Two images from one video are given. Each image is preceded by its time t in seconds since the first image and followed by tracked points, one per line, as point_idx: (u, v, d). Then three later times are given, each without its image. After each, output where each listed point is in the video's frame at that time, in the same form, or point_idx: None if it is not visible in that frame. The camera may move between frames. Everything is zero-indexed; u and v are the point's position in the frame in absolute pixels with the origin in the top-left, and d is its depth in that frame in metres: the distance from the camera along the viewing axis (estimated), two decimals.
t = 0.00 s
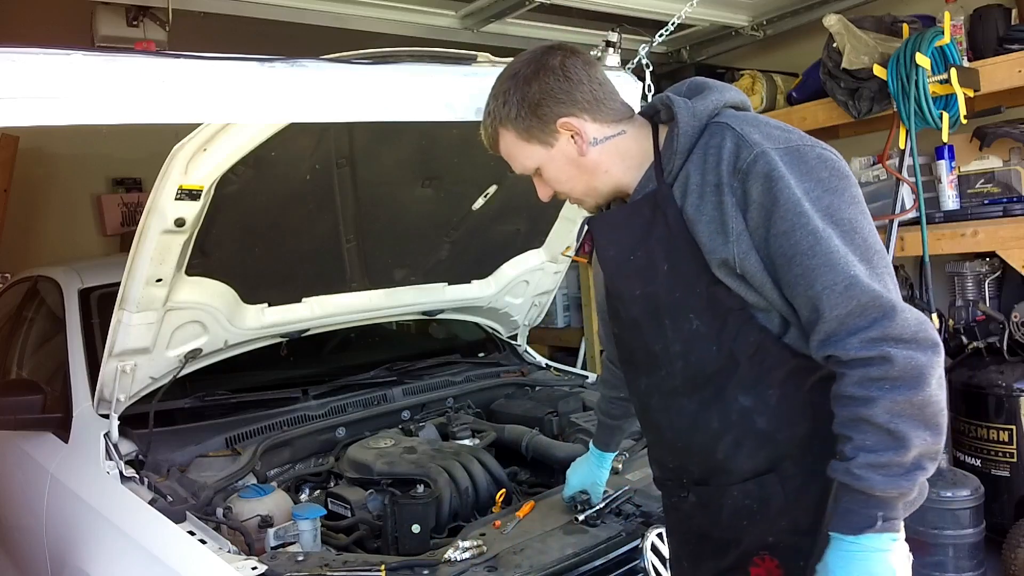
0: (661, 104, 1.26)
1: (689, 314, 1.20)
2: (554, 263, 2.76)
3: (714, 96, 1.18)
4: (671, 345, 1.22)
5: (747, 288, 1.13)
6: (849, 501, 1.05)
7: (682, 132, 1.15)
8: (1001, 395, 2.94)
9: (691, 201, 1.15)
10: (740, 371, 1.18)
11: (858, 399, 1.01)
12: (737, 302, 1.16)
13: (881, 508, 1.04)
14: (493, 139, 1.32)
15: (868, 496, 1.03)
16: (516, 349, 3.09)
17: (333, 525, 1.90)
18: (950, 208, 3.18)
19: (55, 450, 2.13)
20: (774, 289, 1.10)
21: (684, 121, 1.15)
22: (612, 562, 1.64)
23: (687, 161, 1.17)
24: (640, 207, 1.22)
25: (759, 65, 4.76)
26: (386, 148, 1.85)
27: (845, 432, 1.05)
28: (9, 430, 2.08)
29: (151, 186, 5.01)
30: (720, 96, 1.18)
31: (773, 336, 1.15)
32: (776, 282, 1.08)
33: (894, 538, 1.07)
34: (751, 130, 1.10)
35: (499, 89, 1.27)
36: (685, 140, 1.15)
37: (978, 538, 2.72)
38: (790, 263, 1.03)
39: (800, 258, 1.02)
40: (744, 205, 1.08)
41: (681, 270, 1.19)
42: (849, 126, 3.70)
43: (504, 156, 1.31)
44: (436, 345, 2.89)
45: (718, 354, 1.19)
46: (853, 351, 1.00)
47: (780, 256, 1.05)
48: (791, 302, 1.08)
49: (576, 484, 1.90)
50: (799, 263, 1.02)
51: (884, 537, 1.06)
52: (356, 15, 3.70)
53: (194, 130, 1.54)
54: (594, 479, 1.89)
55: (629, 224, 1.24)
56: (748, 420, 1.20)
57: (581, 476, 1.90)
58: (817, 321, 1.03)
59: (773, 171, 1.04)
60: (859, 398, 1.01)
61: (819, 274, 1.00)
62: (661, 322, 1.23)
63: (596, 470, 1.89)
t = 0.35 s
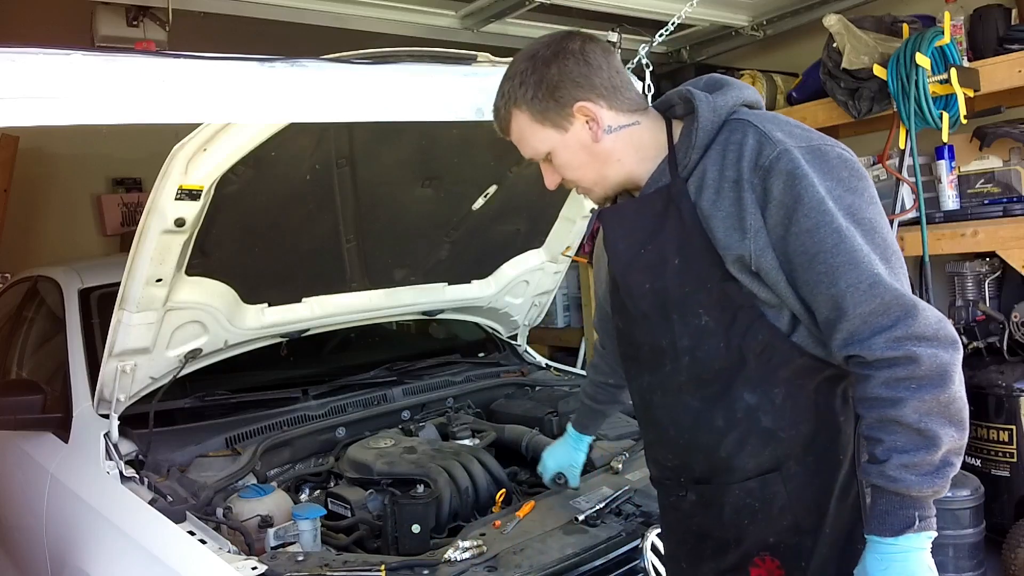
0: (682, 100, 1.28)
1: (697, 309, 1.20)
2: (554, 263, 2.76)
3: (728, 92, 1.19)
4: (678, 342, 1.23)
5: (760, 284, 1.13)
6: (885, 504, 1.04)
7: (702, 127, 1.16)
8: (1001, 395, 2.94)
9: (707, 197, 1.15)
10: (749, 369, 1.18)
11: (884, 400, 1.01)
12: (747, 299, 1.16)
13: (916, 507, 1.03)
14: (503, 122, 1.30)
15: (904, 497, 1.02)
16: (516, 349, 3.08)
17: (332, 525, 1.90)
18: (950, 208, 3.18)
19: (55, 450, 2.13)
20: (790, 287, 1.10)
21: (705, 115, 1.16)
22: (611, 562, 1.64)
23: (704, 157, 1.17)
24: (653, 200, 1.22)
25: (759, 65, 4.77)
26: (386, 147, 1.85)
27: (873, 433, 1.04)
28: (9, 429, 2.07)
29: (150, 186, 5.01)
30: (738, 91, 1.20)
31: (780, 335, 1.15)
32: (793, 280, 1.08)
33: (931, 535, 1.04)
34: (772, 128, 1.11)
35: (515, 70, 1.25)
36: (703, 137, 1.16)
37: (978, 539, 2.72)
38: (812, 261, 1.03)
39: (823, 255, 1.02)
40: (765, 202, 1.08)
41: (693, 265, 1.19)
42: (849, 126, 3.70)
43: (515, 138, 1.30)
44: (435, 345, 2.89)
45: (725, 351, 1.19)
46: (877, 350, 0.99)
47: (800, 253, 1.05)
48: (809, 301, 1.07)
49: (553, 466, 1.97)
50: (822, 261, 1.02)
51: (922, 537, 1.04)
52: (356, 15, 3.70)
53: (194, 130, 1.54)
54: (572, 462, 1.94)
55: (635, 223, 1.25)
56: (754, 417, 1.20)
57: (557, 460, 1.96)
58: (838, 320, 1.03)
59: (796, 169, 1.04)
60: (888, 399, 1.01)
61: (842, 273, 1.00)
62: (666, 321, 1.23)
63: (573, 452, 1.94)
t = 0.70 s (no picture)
0: (698, 90, 1.29)
1: (705, 299, 1.22)
2: (554, 263, 2.73)
3: (745, 88, 1.21)
4: (682, 332, 1.25)
5: (772, 277, 1.13)
6: (866, 494, 1.01)
7: (724, 114, 1.18)
8: (1001, 395, 2.94)
9: (724, 187, 1.17)
10: (750, 363, 1.19)
11: (877, 395, 1.00)
12: (756, 292, 1.17)
13: (898, 502, 1.00)
14: (555, 50, 1.20)
15: (886, 491, 1.00)
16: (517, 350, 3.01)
17: (333, 525, 1.90)
18: (949, 208, 3.18)
19: (55, 450, 2.13)
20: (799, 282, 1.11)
21: (727, 104, 1.18)
22: (612, 562, 1.65)
23: (722, 148, 1.19)
24: (667, 189, 1.26)
25: (759, 65, 4.76)
26: (387, 147, 1.85)
27: (861, 427, 1.02)
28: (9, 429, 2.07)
29: (151, 186, 5.01)
30: (756, 91, 1.22)
31: (785, 330, 1.16)
32: (801, 273, 1.09)
33: (908, 527, 1.02)
34: (793, 125, 1.13)
35: (564, 14, 1.24)
36: (724, 127, 1.19)
37: (978, 539, 2.72)
38: (821, 253, 1.04)
39: (833, 249, 1.03)
40: (781, 194, 1.10)
41: (703, 257, 1.21)
42: (849, 126, 3.71)
43: (566, 67, 1.19)
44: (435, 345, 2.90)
45: (731, 344, 1.21)
46: (876, 345, 0.99)
47: (810, 246, 1.06)
48: (815, 296, 1.08)
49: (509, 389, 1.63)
50: (832, 254, 1.03)
51: (901, 529, 1.02)
52: (356, 15, 3.70)
53: (194, 131, 1.54)
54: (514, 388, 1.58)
55: (648, 213, 1.29)
56: (756, 412, 1.20)
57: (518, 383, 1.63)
58: (841, 314, 1.04)
59: (813, 164, 1.06)
60: (881, 395, 1.00)
61: (851, 267, 1.01)
62: (673, 310, 1.26)
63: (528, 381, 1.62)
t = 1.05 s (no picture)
0: (706, 84, 1.31)
1: (728, 289, 1.22)
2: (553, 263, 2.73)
3: (756, 84, 1.25)
4: (702, 322, 1.24)
5: (796, 267, 1.19)
6: (930, 471, 1.02)
7: (744, 106, 1.22)
8: (1001, 395, 2.94)
9: (748, 176, 1.20)
10: (770, 355, 1.20)
11: (923, 374, 1.02)
12: (778, 282, 1.19)
13: (957, 476, 1.02)
14: (565, 36, 1.19)
15: (948, 466, 1.01)
16: (516, 349, 3.07)
17: (332, 525, 1.90)
18: (950, 208, 3.18)
19: (55, 449, 2.13)
20: (825, 269, 1.15)
21: (748, 96, 1.22)
22: (612, 562, 1.64)
23: (740, 139, 1.23)
24: (680, 180, 1.26)
25: (758, 65, 4.76)
26: (386, 147, 1.86)
27: (911, 408, 1.03)
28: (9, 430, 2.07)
29: (151, 186, 5.01)
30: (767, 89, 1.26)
31: (805, 317, 1.19)
32: (829, 259, 1.13)
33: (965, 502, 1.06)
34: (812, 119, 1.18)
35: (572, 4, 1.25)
36: (742, 119, 1.22)
37: (978, 538, 2.72)
38: (855, 238, 1.08)
39: (868, 234, 1.07)
40: (809, 182, 1.14)
41: (725, 246, 1.22)
42: (849, 126, 3.70)
43: (576, 54, 1.18)
44: (436, 345, 2.90)
45: (751, 333, 1.21)
46: (918, 325, 1.02)
47: (843, 233, 1.10)
48: (843, 280, 1.12)
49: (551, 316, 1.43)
50: (866, 239, 1.07)
51: (962, 504, 1.05)
52: (356, 15, 3.70)
53: (194, 131, 1.54)
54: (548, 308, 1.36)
55: (661, 203, 1.28)
56: (778, 402, 1.20)
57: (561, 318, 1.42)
58: (875, 297, 1.07)
59: (841, 152, 1.11)
60: (925, 373, 1.02)
61: (887, 250, 1.05)
62: (691, 300, 1.25)
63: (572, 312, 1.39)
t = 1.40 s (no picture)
0: (707, 83, 1.32)
1: (728, 291, 1.21)
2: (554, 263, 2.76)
3: (758, 81, 1.25)
4: (704, 323, 1.23)
5: (797, 266, 1.19)
6: (938, 478, 1.04)
7: (745, 104, 1.22)
8: (1001, 395, 2.94)
9: (748, 175, 1.20)
10: (773, 355, 1.20)
11: (929, 377, 1.04)
12: (779, 282, 1.19)
13: (964, 481, 1.04)
14: (541, 57, 1.17)
15: (955, 471, 1.03)
16: (516, 349, 3.07)
17: (332, 525, 1.89)
18: (950, 208, 3.18)
19: (55, 449, 2.13)
20: (827, 267, 1.15)
21: (748, 94, 1.22)
22: (611, 562, 1.64)
23: (740, 137, 1.23)
24: (681, 179, 1.24)
25: (758, 65, 4.76)
26: (387, 147, 1.85)
27: (916, 411, 1.05)
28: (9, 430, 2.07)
29: (151, 186, 5.01)
30: (766, 87, 1.25)
31: (807, 317, 1.20)
32: (832, 257, 1.14)
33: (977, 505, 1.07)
34: (812, 116, 1.18)
35: (555, 11, 1.21)
36: (743, 116, 1.22)
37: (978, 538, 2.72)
38: (858, 238, 1.09)
39: (871, 232, 1.08)
40: (811, 180, 1.14)
41: (727, 245, 1.21)
42: (849, 126, 3.70)
43: (552, 75, 1.17)
44: (435, 345, 2.89)
45: (753, 333, 1.20)
46: (923, 327, 1.03)
47: (845, 232, 1.11)
48: (846, 279, 1.13)
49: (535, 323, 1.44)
50: (869, 238, 1.08)
51: (972, 507, 1.06)
52: (356, 15, 3.70)
53: (194, 131, 1.54)
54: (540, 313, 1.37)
55: (663, 201, 1.26)
56: (780, 403, 1.20)
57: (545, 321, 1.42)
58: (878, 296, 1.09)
59: (843, 150, 1.11)
60: (931, 376, 1.04)
61: (890, 250, 1.06)
62: (692, 299, 1.24)
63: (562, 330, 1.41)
